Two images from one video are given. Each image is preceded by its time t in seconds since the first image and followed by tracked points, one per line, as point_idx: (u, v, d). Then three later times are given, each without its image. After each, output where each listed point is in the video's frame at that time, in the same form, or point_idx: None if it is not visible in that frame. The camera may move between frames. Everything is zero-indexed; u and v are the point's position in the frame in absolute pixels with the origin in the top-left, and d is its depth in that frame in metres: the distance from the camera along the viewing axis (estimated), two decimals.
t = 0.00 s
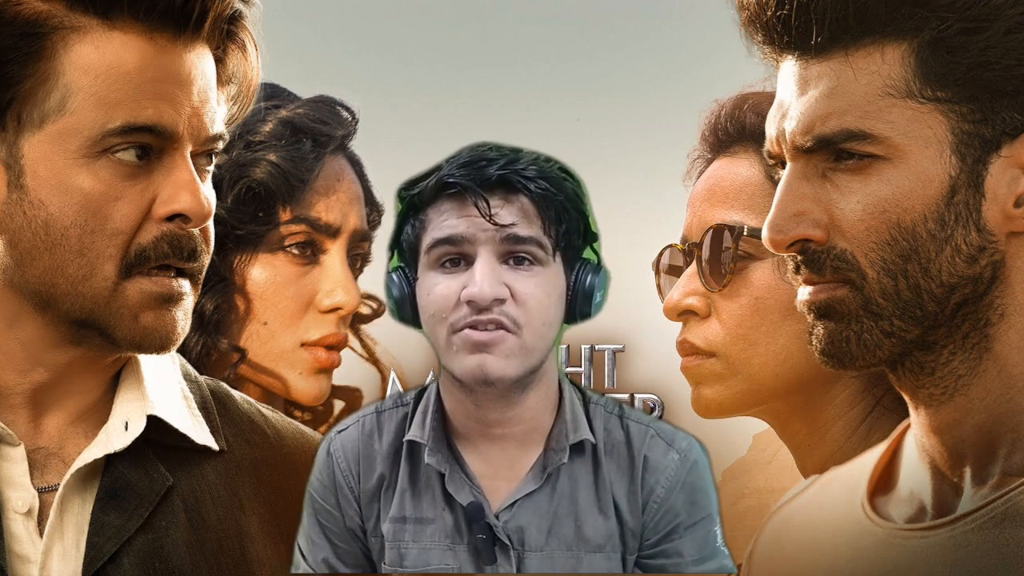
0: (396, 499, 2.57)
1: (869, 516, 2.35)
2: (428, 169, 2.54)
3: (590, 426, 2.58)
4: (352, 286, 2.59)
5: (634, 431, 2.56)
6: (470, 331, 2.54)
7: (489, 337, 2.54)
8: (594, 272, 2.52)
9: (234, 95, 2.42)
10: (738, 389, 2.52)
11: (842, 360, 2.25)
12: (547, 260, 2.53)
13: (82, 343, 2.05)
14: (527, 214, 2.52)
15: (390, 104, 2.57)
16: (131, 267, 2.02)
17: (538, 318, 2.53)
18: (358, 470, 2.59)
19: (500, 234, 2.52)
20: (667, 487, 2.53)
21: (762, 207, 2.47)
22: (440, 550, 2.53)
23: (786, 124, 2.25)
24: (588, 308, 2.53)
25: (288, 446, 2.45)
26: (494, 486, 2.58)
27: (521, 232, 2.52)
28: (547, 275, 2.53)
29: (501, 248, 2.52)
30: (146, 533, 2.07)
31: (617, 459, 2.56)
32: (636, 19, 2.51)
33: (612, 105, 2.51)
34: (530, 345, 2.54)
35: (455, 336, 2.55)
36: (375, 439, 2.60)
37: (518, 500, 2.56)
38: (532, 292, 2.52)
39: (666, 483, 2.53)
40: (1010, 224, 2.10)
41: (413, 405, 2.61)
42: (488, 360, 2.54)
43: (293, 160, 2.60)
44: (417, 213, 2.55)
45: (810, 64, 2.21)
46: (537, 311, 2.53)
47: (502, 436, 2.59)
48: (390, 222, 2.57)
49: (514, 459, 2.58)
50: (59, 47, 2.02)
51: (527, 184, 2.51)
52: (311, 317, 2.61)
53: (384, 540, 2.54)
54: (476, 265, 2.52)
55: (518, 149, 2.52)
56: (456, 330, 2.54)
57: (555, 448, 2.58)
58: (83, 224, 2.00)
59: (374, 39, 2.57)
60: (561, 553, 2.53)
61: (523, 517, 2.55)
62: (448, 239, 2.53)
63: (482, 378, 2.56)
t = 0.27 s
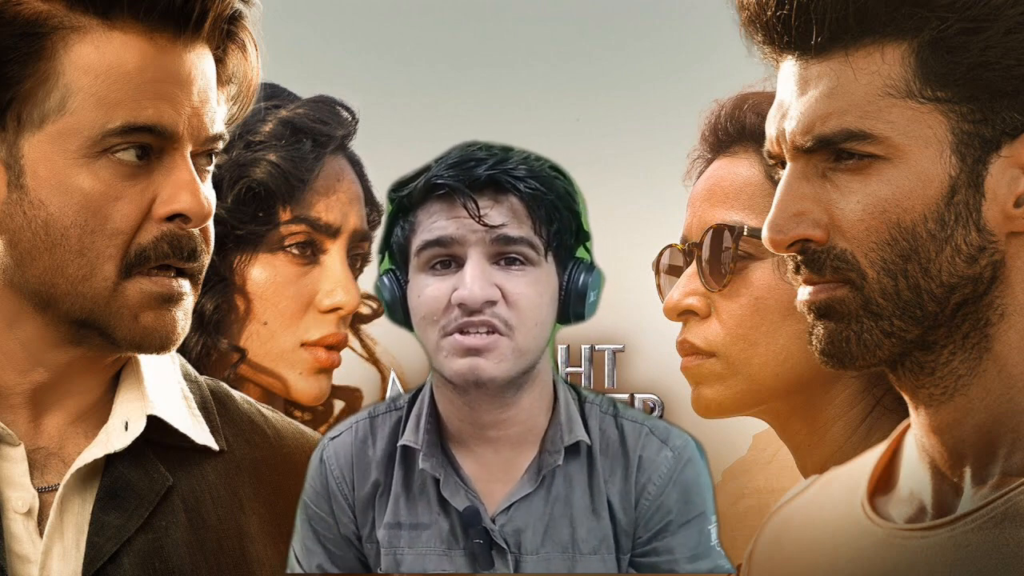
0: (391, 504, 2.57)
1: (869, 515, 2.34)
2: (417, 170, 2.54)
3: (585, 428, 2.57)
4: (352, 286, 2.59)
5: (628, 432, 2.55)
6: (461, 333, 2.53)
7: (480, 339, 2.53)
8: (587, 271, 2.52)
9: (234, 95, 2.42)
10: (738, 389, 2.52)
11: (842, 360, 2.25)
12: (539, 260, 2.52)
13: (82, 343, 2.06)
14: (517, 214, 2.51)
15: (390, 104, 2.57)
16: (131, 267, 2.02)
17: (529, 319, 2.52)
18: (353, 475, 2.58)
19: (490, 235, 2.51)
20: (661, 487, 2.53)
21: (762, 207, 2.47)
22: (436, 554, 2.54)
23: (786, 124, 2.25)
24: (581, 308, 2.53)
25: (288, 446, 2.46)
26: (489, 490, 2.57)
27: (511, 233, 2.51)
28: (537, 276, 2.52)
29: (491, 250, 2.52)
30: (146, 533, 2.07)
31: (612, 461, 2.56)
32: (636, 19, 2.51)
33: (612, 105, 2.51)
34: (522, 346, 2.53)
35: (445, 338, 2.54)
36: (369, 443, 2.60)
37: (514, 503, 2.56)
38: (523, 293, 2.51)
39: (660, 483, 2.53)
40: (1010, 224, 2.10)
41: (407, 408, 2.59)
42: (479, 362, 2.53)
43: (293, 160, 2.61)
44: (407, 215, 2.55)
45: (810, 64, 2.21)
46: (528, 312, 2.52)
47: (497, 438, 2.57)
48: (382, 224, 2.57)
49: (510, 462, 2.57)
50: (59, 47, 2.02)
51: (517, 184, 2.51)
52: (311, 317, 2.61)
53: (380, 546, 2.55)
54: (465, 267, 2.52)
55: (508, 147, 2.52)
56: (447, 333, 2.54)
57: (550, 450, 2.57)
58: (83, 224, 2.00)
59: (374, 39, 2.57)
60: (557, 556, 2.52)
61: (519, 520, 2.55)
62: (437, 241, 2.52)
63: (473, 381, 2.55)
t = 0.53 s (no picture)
0: (384, 506, 2.55)
1: (869, 515, 2.35)
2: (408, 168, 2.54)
3: (578, 429, 2.57)
4: (352, 286, 2.60)
5: (623, 433, 2.55)
6: (452, 332, 2.52)
7: (472, 338, 2.51)
8: (580, 271, 2.51)
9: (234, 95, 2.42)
10: (738, 389, 2.52)
11: (842, 360, 2.25)
12: (531, 258, 2.51)
13: (82, 343, 2.06)
14: (509, 211, 2.50)
15: (390, 104, 2.57)
16: (131, 267, 2.02)
17: (521, 318, 2.51)
18: (345, 477, 2.57)
19: (482, 232, 2.50)
20: (659, 489, 2.52)
21: (762, 207, 2.47)
22: (430, 557, 2.52)
23: (786, 124, 2.25)
24: (574, 308, 2.51)
25: (288, 445, 2.47)
26: (482, 492, 2.56)
27: (503, 230, 2.50)
28: (530, 273, 2.50)
29: (483, 247, 2.50)
30: (146, 533, 2.07)
31: (607, 462, 2.55)
32: (636, 19, 2.51)
33: (612, 105, 2.51)
34: (514, 344, 2.51)
35: (437, 337, 2.53)
36: (361, 445, 2.59)
37: (506, 505, 2.54)
38: (515, 291, 2.50)
39: (659, 485, 2.52)
40: (1010, 224, 2.11)
41: (398, 410, 2.59)
42: (471, 362, 2.52)
43: (293, 160, 2.61)
44: (398, 213, 2.54)
45: (810, 64, 2.21)
46: (520, 310, 2.50)
47: (488, 439, 2.56)
48: (374, 222, 2.57)
49: (501, 463, 2.56)
50: (59, 47, 2.02)
51: (509, 182, 2.50)
52: (311, 317, 2.61)
53: (374, 549, 2.53)
54: (456, 265, 2.50)
55: (502, 147, 2.51)
56: (438, 332, 2.52)
57: (542, 451, 2.56)
58: (83, 224, 2.00)
59: (374, 39, 2.57)
60: (553, 558, 2.51)
61: (512, 522, 2.53)
62: (429, 238, 2.51)
63: (465, 381, 2.53)
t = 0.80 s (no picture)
0: (385, 506, 2.50)
1: (869, 515, 2.35)
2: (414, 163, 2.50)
3: (582, 428, 2.52)
4: (352, 286, 2.59)
5: (627, 432, 2.51)
6: (459, 328, 2.46)
7: (479, 334, 2.46)
8: (585, 271, 2.47)
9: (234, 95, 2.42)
10: (738, 389, 2.52)
11: (842, 360, 2.25)
12: (539, 253, 2.45)
13: (82, 343, 2.06)
14: (518, 204, 2.45)
15: (390, 104, 2.56)
16: (131, 267, 2.02)
17: (530, 314, 2.45)
18: (342, 476, 2.51)
19: (491, 224, 2.45)
20: (666, 490, 2.48)
21: (762, 207, 2.47)
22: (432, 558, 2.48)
23: (786, 124, 2.25)
24: (579, 307, 2.47)
25: (288, 446, 2.46)
26: (486, 492, 2.51)
27: (513, 222, 2.45)
28: (539, 268, 2.45)
29: (491, 240, 2.45)
30: (146, 533, 2.07)
31: (611, 462, 2.51)
32: (636, 19, 2.51)
33: (612, 105, 2.51)
34: (522, 341, 2.45)
35: (442, 334, 2.47)
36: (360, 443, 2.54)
37: (511, 505, 2.50)
38: (525, 285, 2.44)
39: (665, 486, 2.48)
40: (1010, 224, 2.10)
41: (399, 409, 2.55)
42: (477, 359, 2.46)
43: (294, 160, 2.61)
44: (402, 207, 2.49)
45: (810, 63, 2.21)
46: (529, 305, 2.45)
47: (491, 439, 2.52)
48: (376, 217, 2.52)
49: (504, 464, 2.52)
50: (59, 47, 2.02)
51: (517, 175, 2.46)
52: (311, 317, 2.61)
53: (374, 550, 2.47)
54: (464, 258, 2.45)
55: (507, 147, 2.48)
56: (444, 328, 2.46)
57: (546, 451, 2.52)
58: (83, 224, 2.00)
59: (374, 39, 2.57)
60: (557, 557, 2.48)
61: (517, 523, 2.49)
62: (435, 231, 2.46)
63: (470, 379, 2.48)
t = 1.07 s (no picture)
0: (404, 509, 2.53)
1: (869, 515, 2.35)
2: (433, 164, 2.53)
3: (597, 429, 2.56)
4: (352, 286, 2.59)
5: (641, 433, 2.55)
6: (479, 332, 2.51)
7: (499, 338, 2.51)
8: (606, 274, 2.51)
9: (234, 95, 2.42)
10: (738, 389, 2.52)
11: (842, 360, 2.25)
12: (560, 258, 2.51)
13: (82, 343, 2.06)
14: (540, 209, 2.50)
15: (390, 105, 2.57)
16: (131, 267, 2.02)
17: (550, 319, 2.51)
18: (361, 479, 2.55)
19: (513, 230, 2.50)
20: (680, 488, 2.53)
21: (762, 207, 2.47)
22: (453, 559, 2.51)
23: (786, 124, 2.25)
24: (599, 310, 2.52)
25: (288, 446, 2.45)
26: (504, 493, 2.55)
27: (535, 228, 2.50)
28: (560, 274, 2.51)
29: (513, 246, 2.50)
30: (146, 533, 2.07)
31: (627, 462, 2.55)
32: (636, 19, 2.51)
33: (612, 105, 2.51)
34: (542, 346, 2.51)
35: (463, 337, 2.52)
36: (377, 446, 2.58)
37: (530, 506, 2.54)
38: (546, 291, 2.50)
39: (679, 484, 2.53)
40: (1010, 224, 2.10)
41: (411, 411, 2.58)
42: (498, 362, 2.52)
43: (294, 160, 2.60)
44: (422, 209, 2.53)
45: (810, 64, 2.21)
46: (550, 310, 2.51)
47: (508, 441, 2.56)
48: (394, 219, 2.55)
49: (523, 465, 2.56)
50: (59, 47, 2.02)
51: (539, 179, 2.50)
52: (311, 317, 2.61)
53: (393, 554, 2.52)
54: (484, 263, 2.50)
55: (528, 146, 2.51)
56: (465, 332, 2.52)
57: (565, 451, 2.55)
58: (83, 224, 2.00)
59: (374, 39, 2.57)
60: (576, 557, 2.51)
61: (537, 524, 2.53)
62: (455, 235, 2.50)
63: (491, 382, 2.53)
